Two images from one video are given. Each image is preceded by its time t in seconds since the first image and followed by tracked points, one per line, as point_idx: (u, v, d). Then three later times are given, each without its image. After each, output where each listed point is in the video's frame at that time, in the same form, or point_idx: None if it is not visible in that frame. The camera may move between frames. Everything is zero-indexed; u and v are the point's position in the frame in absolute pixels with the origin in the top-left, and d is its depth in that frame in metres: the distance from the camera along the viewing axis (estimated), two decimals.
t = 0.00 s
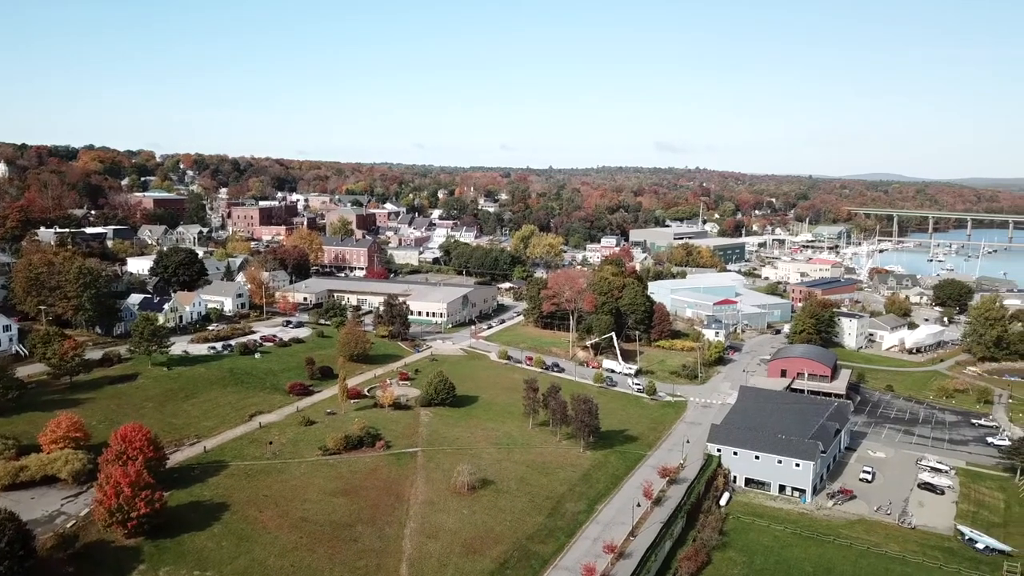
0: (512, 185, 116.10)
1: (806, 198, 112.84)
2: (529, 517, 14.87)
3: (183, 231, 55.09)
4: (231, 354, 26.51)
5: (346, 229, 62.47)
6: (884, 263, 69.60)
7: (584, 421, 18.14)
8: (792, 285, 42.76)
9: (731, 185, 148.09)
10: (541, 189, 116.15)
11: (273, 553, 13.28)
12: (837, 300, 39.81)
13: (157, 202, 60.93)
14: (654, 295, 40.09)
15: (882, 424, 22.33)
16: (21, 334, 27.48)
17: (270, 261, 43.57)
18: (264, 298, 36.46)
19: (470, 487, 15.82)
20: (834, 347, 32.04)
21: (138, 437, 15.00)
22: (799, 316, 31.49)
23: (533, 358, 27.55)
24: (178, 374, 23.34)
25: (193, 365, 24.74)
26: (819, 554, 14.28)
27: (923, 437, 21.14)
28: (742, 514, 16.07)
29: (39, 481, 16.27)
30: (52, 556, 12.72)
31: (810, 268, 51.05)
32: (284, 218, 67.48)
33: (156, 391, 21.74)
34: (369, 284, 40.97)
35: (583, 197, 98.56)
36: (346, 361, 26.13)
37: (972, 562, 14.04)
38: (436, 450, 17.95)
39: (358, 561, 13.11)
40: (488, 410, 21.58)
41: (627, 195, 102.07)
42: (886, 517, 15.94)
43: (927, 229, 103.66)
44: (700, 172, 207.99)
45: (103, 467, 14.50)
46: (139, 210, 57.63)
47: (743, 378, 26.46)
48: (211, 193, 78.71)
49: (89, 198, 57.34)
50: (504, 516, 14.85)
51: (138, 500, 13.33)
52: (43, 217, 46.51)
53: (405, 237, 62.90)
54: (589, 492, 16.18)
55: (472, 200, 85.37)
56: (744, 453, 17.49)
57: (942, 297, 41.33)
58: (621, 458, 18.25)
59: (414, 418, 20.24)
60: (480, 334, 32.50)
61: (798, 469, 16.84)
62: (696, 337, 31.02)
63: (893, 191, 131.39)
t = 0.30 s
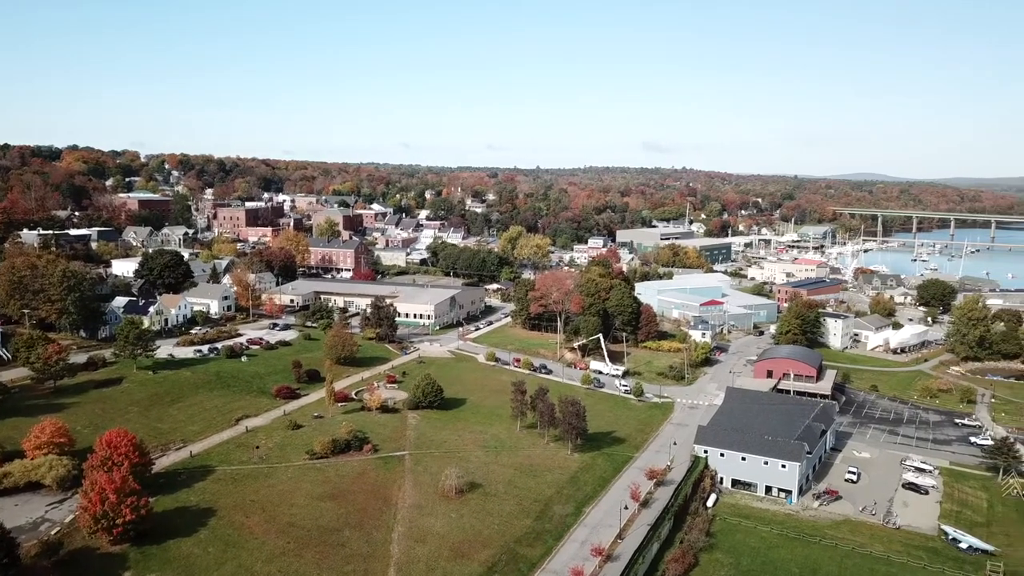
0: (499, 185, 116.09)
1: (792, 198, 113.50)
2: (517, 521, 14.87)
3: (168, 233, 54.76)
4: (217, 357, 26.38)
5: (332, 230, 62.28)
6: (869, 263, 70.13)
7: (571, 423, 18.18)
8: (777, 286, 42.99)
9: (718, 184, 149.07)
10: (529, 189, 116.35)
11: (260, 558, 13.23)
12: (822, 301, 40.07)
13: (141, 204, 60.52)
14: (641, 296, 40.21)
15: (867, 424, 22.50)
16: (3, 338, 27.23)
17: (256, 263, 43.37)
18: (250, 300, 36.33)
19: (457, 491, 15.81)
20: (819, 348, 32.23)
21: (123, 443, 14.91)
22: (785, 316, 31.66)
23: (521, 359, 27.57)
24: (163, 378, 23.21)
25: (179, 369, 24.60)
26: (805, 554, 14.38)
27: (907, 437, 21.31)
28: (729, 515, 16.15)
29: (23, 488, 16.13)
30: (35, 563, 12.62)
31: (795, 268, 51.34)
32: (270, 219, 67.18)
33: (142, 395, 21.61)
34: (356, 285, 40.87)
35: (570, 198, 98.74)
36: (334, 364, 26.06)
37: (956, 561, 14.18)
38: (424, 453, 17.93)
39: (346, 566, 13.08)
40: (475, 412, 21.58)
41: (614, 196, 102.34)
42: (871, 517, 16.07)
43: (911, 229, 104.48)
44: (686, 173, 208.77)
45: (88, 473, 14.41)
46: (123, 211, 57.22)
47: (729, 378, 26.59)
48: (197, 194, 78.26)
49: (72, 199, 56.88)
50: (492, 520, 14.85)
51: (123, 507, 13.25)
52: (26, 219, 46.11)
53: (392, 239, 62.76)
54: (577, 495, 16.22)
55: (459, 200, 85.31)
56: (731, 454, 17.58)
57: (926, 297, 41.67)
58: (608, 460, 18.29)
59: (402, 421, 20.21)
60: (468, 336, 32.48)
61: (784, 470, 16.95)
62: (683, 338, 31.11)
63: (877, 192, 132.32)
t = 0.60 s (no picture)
0: (486, 185, 116.08)
1: (777, 198, 114.12)
2: (504, 524, 14.89)
3: (153, 234, 54.41)
4: (202, 361, 26.23)
5: (318, 232, 62.08)
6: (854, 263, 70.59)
7: (558, 425, 18.21)
8: (763, 286, 43.21)
9: (704, 184, 149.81)
10: (515, 189, 116.52)
11: (246, 564, 13.18)
12: (808, 301, 40.30)
13: (126, 205, 60.10)
14: (628, 297, 40.30)
15: (852, 424, 22.66)
16: None
17: (242, 265, 43.17)
18: (236, 302, 36.17)
19: (445, 495, 15.81)
20: (804, 348, 32.42)
21: (108, 448, 14.81)
22: (771, 317, 31.82)
23: (508, 361, 27.58)
24: (148, 382, 23.05)
25: (164, 372, 24.45)
26: (792, 555, 14.47)
27: (891, 437, 21.47)
28: (715, 516, 16.22)
29: (6, 494, 15.98)
30: (19, 571, 12.52)
31: (781, 269, 51.61)
32: (256, 220, 66.87)
33: (127, 399, 21.45)
34: (343, 287, 40.76)
35: (557, 198, 98.86)
36: (320, 367, 25.99)
37: (939, 561, 14.30)
38: (412, 457, 17.91)
39: (333, 571, 13.05)
40: (462, 415, 21.56)
41: (600, 195, 102.55)
42: (856, 518, 16.19)
43: (895, 229, 105.29)
44: (672, 173, 209.47)
45: (73, 479, 14.30)
46: (107, 212, 56.79)
47: (715, 379, 26.71)
48: (182, 195, 77.79)
49: (56, 201, 56.41)
50: (479, 523, 14.86)
51: (108, 513, 13.17)
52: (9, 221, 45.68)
53: (379, 240, 62.55)
54: (564, 497, 16.24)
55: (446, 201, 85.27)
56: (717, 456, 17.66)
57: (910, 297, 42.01)
58: (595, 462, 18.33)
59: (389, 424, 20.18)
60: (455, 338, 32.46)
61: (769, 471, 17.04)
62: (670, 339, 31.25)
63: (862, 192, 133.23)
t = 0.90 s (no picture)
0: (473, 186, 116.00)
1: (763, 198, 114.83)
2: (492, 527, 14.90)
3: (137, 236, 54.03)
4: (188, 364, 26.06)
5: (305, 233, 61.85)
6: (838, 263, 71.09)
7: (546, 428, 18.25)
8: (749, 286, 43.42)
9: (691, 184, 150.77)
10: (502, 189, 116.59)
11: (233, 571, 13.12)
12: (793, 302, 40.55)
13: (110, 206, 59.67)
14: (615, 298, 40.40)
15: (837, 424, 22.82)
16: None
17: (228, 267, 42.95)
18: (222, 305, 36.00)
19: (433, 498, 15.80)
20: (790, 349, 32.60)
21: (92, 454, 14.69)
22: (756, 318, 31.99)
23: (496, 363, 27.60)
24: (133, 386, 22.88)
25: (150, 376, 24.29)
26: (778, 557, 14.54)
27: (876, 438, 21.64)
28: (702, 518, 16.28)
29: None
30: None
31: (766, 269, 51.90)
32: (242, 220, 66.55)
33: (112, 404, 21.27)
34: (330, 289, 40.62)
35: (544, 198, 99.03)
36: (307, 370, 25.91)
37: (923, 561, 14.43)
38: (399, 460, 17.89)
39: None
40: (450, 418, 21.55)
41: (587, 196, 102.79)
42: (841, 518, 16.30)
43: (879, 229, 106.15)
44: (658, 173, 210.21)
45: (57, 485, 14.18)
46: (91, 214, 56.37)
47: (702, 380, 26.82)
48: (167, 195, 77.30)
49: (39, 202, 55.92)
50: (467, 526, 14.87)
51: (93, 520, 13.06)
52: None
53: (365, 241, 62.38)
54: (552, 500, 16.28)
55: (433, 202, 85.16)
56: (703, 457, 17.74)
57: (894, 297, 42.36)
58: (583, 464, 18.38)
59: (376, 428, 20.13)
60: (443, 340, 32.44)
61: (756, 472, 17.14)
62: (656, 340, 31.39)
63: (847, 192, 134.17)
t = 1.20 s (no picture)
0: (462, 186, 115.94)
1: (750, 198, 115.38)
2: (481, 530, 14.90)
3: (124, 238, 53.69)
4: (175, 367, 25.93)
5: (292, 234, 61.58)
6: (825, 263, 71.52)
7: (535, 430, 18.26)
8: (737, 287, 43.60)
9: (679, 183, 151.37)
10: (490, 190, 116.43)
11: None
12: (780, 302, 40.77)
13: (96, 207, 59.24)
14: (603, 299, 40.45)
15: (825, 425, 22.94)
16: None
17: (216, 269, 42.75)
18: (209, 307, 35.83)
19: (422, 502, 15.80)
20: (777, 350, 32.75)
21: (79, 460, 14.60)
22: (744, 319, 32.12)
23: (485, 365, 27.60)
24: (120, 390, 22.74)
25: (136, 380, 24.12)
26: (766, 558, 14.62)
27: (863, 438, 21.78)
28: (691, 519, 16.34)
29: None
30: None
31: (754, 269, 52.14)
32: (229, 222, 66.25)
33: (98, 408, 21.14)
34: (318, 291, 40.49)
35: (532, 199, 99.06)
36: (295, 373, 25.82)
37: (909, 561, 14.55)
38: (388, 464, 17.85)
39: None
40: (439, 421, 21.53)
41: (576, 196, 102.97)
42: (829, 519, 16.40)
43: (865, 229, 106.88)
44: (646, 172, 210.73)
45: (43, 492, 14.08)
46: (77, 215, 55.97)
47: (690, 382, 26.92)
48: (153, 196, 76.81)
49: (24, 203, 55.48)
50: (456, 530, 14.86)
51: (80, 527, 12.98)
52: None
53: (353, 242, 62.19)
54: (541, 502, 16.30)
55: (422, 202, 85.04)
56: (692, 459, 17.80)
57: (880, 297, 42.64)
58: (572, 466, 18.41)
59: (365, 431, 20.09)
60: (431, 342, 32.40)
61: (744, 474, 17.22)
62: (645, 341, 31.49)
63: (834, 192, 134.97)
